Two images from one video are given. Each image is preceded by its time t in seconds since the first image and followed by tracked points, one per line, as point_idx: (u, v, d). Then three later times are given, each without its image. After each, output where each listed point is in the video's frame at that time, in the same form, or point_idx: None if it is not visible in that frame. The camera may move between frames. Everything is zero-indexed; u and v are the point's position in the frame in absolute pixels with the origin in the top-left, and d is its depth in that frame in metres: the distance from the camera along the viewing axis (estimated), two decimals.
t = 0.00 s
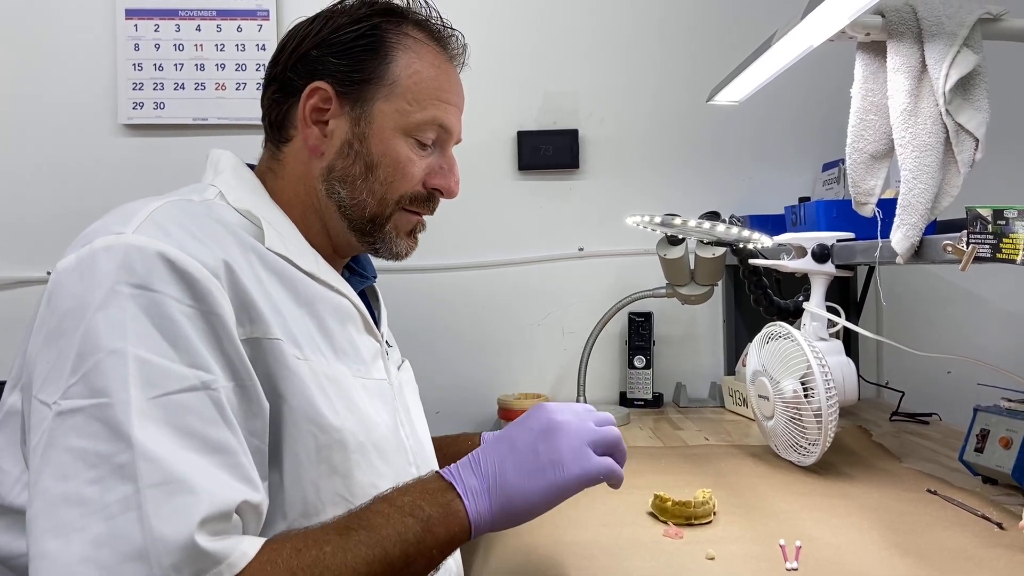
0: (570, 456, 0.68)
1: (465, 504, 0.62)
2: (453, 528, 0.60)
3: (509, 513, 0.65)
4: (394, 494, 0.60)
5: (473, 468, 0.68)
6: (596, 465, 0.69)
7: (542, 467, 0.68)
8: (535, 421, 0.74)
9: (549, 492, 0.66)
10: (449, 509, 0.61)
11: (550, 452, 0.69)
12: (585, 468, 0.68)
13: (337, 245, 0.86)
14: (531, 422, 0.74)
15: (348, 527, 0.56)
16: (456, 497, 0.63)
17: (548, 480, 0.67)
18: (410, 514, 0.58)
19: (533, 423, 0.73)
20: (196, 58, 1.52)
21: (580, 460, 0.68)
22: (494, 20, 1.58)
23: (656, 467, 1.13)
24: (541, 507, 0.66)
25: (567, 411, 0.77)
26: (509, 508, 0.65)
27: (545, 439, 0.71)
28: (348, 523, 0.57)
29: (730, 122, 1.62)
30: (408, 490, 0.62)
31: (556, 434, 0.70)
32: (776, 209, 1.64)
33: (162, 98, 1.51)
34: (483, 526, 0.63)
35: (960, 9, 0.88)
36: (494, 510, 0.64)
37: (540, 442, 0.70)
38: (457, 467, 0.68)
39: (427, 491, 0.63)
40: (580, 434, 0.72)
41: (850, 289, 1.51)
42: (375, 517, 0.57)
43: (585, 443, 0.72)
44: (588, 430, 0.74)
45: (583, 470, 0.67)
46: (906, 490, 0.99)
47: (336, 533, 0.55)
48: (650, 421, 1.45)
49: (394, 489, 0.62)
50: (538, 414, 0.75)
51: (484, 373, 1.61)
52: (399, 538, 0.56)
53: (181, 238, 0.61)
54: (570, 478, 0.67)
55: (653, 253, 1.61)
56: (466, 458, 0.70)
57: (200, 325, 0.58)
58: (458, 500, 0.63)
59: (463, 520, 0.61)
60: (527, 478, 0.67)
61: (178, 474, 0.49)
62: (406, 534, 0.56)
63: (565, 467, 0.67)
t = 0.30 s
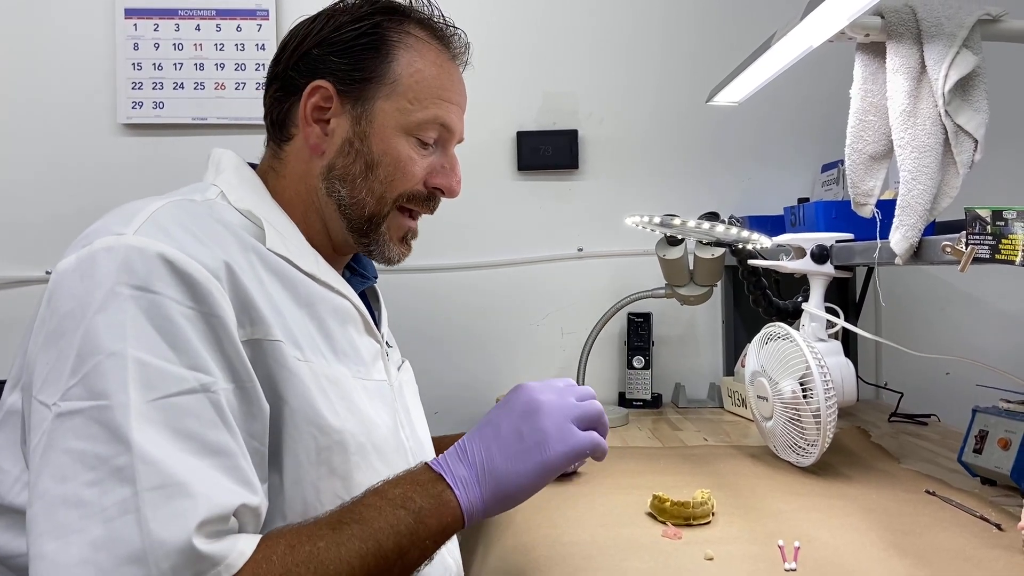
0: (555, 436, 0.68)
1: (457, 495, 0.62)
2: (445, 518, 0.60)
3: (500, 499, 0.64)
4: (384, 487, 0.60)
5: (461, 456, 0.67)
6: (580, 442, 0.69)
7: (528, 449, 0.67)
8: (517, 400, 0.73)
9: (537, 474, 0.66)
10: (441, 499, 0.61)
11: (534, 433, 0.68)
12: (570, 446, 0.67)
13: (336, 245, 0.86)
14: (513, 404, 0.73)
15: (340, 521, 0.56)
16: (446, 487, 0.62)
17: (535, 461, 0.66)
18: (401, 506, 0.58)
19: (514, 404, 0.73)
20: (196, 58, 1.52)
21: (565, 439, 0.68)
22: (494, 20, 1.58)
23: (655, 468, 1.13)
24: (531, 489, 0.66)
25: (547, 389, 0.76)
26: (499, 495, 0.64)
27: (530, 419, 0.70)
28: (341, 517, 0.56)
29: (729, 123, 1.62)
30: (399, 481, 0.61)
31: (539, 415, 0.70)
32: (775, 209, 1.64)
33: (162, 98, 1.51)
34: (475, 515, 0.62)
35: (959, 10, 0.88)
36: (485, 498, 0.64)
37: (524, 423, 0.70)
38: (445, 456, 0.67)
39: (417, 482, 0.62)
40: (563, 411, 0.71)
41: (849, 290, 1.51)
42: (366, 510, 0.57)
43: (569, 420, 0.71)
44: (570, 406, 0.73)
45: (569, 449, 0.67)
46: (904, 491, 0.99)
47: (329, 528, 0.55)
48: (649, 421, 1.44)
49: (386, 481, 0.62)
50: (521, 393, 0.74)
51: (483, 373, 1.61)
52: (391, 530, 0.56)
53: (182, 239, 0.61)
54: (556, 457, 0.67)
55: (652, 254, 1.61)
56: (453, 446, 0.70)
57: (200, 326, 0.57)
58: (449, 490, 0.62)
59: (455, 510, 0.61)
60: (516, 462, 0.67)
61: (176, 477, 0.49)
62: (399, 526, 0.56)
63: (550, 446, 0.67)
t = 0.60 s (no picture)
0: (567, 478, 0.67)
1: (463, 528, 0.61)
2: (450, 552, 0.60)
3: (507, 535, 0.64)
4: (392, 514, 0.60)
5: (470, 488, 0.67)
6: (594, 487, 0.68)
7: (540, 490, 0.66)
8: (534, 437, 0.72)
9: (546, 514, 0.65)
10: (447, 532, 0.60)
11: (547, 473, 0.68)
12: (582, 488, 0.67)
13: (338, 246, 0.86)
14: (527, 440, 0.72)
15: (345, 545, 0.56)
16: (453, 522, 0.62)
17: (546, 502, 0.66)
18: (406, 535, 0.58)
19: (529, 441, 0.72)
20: (195, 58, 1.52)
21: (579, 482, 0.67)
22: (494, 20, 1.58)
23: (654, 469, 1.13)
24: (539, 529, 0.65)
25: (564, 425, 0.75)
26: (505, 530, 0.64)
27: (545, 457, 0.69)
28: (345, 541, 0.56)
29: (729, 123, 1.62)
30: (406, 510, 0.62)
31: (553, 454, 0.69)
32: (775, 210, 1.64)
33: (161, 98, 1.51)
34: (479, 549, 0.62)
35: (959, 12, 0.89)
36: (492, 534, 0.63)
37: (536, 461, 0.69)
38: (455, 487, 0.67)
39: (424, 512, 0.62)
40: (579, 453, 0.70)
41: (848, 291, 1.51)
42: (371, 537, 0.57)
43: (584, 462, 0.70)
44: (587, 449, 0.72)
45: (582, 492, 0.66)
46: (903, 493, 0.99)
47: (332, 552, 0.55)
48: (649, 422, 1.44)
49: (393, 508, 0.62)
50: (538, 429, 0.73)
51: (483, 373, 1.61)
52: (395, 560, 0.56)
53: (183, 242, 0.61)
54: (568, 500, 0.66)
55: (651, 255, 1.61)
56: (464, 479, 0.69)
57: (201, 330, 0.57)
58: (455, 522, 0.62)
59: (460, 542, 0.61)
60: (526, 499, 0.66)
61: (172, 483, 0.49)
62: (403, 556, 0.56)
63: (562, 489, 0.66)
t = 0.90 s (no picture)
0: (566, 496, 0.63)
1: (453, 541, 0.59)
2: (440, 561, 0.58)
3: (497, 547, 0.62)
4: (382, 518, 0.58)
5: (464, 495, 0.64)
6: (593, 507, 0.65)
7: (535, 505, 0.63)
8: (536, 446, 0.67)
9: (539, 531, 0.63)
10: (436, 542, 0.58)
11: (545, 490, 0.64)
12: (580, 508, 0.64)
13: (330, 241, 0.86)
14: (528, 449, 0.68)
15: (332, 551, 0.54)
16: (444, 533, 0.59)
17: (541, 519, 0.63)
18: (396, 544, 0.56)
19: (530, 453, 0.67)
20: (195, 58, 1.52)
21: (577, 501, 0.64)
22: (494, 20, 1.59)
23: (653, 469, 1.13)
24: (530, 543, 0.63)
25: (568, 433, 0.70)
26: (496, 542, 0.62)
27: (544, 471, 0.65)
28: (333, 546, 0.55)
29: (729, 124, 1.62)
30: (398, 514, 0.60)
31: (554, 470, 0.65)
32: (774, 211, 1.64)
33: (161, 98, 1.51)
34: (468, 559, 0.61)
35: (958, 14, 0.89)
36: (481, 545, 0.61)
37: (535, 475, 0.65)
38: (448, 492, 0.64)
39: (415, 518, 0.60)
40: (581, 469, 0.66)
41: (847, 292, 1.51)
42: (361, 544, 0.55)
43: (586, 477, 0.66)
44: (591, 463, 0.68)
45: (579, 513, 0.63)
46: (902, 494, 0.99)
47: (319, 557, 0.54)
48: (648, 423, 1.44)
49: (385, 511, 0.60)
50: (541, 438, 0.68)
51: (482, 373, 1.61)
52: (382, 569, 0.55)
53: (190, 242, 0.61)
54: (564, 519, 0.63)
55: (651, 256, 1.61)
56: (456, 482, 0.66)
57: (205, 332, 0.58)
58: (447, 534, 0.59)
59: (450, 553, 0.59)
60: (519, 513, 0.63)
61: (165, 487, 0.49)
62: (390, 564, 0.55)
63: (559, 507, 0.63)
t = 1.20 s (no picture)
0: (563, 552, 0.62)
1: None
2: None
3: None
4: (376, 551, 0.59)
5: (460, 535, 0.63)
6: (591, 566, 0.64)
7: (532, 557, 0.63)
8: (539, 497, 0.66)
9: None
10: None
11: (543, 543, 0.63)
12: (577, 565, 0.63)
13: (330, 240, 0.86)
14: (532, 495, 0.67)
15: None
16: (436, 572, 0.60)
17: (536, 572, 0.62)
18: None
19: (534, 501, 0.66)
20: (195, 58, 1.52)
21: (576, 557, 0.63)
22: (493, 21, 1.59)
23: (653, 470, 1.13)
24: None
25: (576, 481, 0.69)
26: None
27: (545, 523, 0.64)
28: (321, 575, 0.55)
29: (729, 124, 1.62)
30: (392, 548, 0.60)
31: (556, 523, 0.64)
32: (774, 212, 1.64)
33: (161, 99, 1.51)
34: None
35: (957, 15, 0.89)
36: None
37: (537, 525, 0.64)
38: (446, 530, 0.64)
39: (409, 555, 0.60)
40: (584, 525, 0.65)
41: (847, 293, 1.51)
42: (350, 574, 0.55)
43: (589, 534, 0.65)
44: (595, 520, 0.66)
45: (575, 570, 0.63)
46: (900, 495, 0.99)
47: None
48: (647, 424, 1.45)
49: (379, 542, 0.60)
50: (545, 488, 0.67)
51: (481, 374, 1.61)
52: None
53: (191, 246, 0.61)
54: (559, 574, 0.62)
55: (650, 256, 1.61)
56: (457, 517, 0.66)
57: (202, 338, 0.57)
58: None
59: None
60: (515, 562, 0.63)
61: (149, 495, 0.48)
62: None
63: (556, 563, 0.62)
